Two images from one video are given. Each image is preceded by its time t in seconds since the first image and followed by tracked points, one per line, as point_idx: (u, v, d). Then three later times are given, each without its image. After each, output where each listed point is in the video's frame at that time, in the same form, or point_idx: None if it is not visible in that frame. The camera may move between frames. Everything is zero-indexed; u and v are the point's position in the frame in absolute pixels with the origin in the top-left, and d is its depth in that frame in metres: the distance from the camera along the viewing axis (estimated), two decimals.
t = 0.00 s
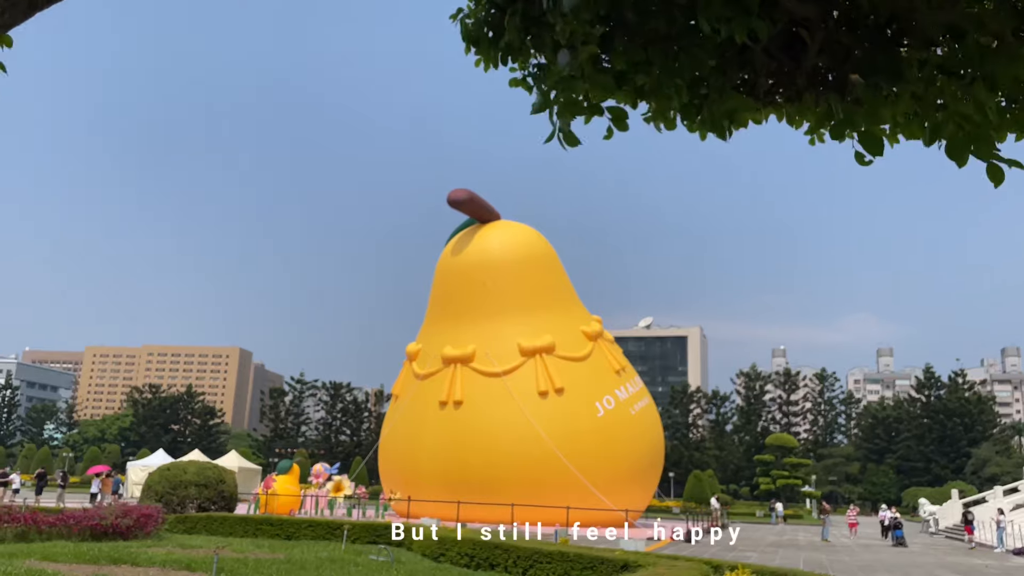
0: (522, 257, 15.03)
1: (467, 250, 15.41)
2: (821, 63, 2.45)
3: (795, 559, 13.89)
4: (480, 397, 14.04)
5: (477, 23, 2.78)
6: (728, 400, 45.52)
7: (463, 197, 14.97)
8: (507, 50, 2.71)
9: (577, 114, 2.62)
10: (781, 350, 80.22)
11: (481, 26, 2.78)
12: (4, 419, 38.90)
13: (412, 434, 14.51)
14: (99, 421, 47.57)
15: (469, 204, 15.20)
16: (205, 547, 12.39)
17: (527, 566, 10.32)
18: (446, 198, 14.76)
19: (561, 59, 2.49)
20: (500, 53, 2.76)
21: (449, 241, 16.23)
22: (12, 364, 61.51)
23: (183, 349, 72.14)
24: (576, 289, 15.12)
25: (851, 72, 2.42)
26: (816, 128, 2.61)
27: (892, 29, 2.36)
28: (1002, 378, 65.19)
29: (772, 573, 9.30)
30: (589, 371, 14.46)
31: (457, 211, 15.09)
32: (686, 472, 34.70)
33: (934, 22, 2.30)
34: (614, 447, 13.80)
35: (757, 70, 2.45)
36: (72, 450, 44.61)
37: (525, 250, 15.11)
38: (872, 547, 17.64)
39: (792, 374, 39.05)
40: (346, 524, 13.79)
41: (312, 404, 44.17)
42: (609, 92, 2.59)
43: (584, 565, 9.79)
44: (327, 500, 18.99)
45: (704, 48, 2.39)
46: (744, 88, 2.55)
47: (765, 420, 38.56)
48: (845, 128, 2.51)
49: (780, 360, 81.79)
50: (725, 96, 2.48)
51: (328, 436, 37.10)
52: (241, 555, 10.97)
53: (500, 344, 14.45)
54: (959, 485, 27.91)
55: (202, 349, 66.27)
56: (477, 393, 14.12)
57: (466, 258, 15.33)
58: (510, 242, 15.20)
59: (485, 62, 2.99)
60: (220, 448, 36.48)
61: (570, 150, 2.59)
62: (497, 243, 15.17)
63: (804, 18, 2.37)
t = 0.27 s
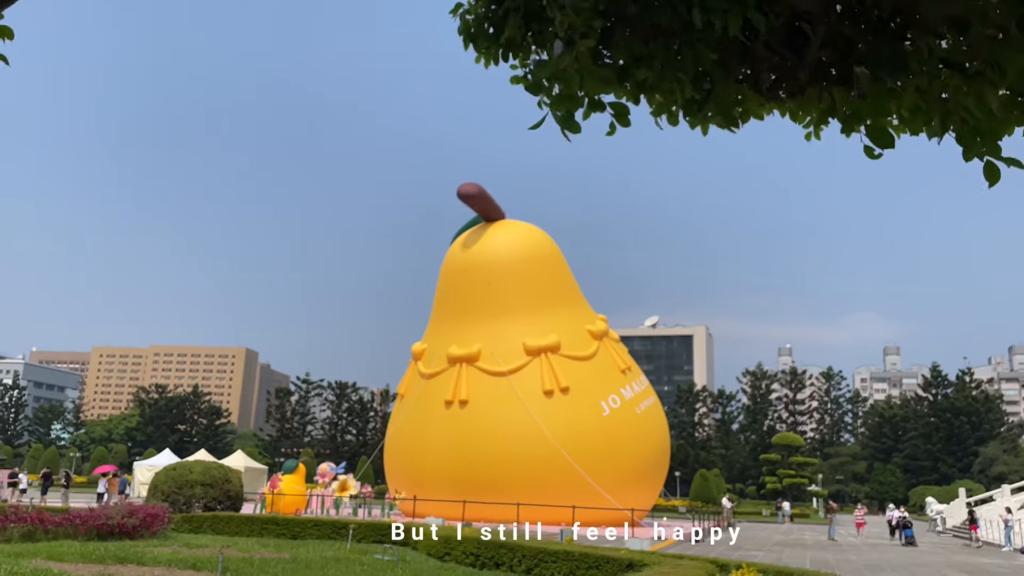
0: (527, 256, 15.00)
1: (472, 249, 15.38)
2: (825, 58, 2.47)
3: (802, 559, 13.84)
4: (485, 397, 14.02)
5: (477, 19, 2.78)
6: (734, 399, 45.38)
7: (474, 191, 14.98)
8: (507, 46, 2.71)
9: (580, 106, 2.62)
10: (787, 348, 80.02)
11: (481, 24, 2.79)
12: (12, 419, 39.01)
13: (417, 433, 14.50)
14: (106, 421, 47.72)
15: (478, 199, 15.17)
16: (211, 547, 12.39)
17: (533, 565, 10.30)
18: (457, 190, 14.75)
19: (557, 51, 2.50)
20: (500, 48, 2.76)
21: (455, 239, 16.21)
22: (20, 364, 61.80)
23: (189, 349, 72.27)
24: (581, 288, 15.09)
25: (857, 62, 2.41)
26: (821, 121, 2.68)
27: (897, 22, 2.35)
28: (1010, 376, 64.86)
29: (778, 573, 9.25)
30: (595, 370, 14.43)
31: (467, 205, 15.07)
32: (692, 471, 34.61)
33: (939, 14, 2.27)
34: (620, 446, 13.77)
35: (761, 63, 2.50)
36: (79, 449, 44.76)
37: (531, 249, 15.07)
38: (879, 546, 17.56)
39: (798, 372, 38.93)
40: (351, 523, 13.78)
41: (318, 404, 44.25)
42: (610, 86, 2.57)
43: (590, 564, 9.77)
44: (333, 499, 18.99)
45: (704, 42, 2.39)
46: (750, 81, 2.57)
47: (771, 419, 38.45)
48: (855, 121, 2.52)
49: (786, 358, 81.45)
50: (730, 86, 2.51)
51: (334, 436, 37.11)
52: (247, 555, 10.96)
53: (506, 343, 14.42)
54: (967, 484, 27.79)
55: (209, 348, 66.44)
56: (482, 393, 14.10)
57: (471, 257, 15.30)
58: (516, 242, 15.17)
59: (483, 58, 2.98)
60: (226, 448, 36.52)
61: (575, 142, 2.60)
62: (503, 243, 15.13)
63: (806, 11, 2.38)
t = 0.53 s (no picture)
0: (533, 255, 14.98)
1: (478, 248, 15.37)
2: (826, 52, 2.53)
3: (809, 557, 13.79)
4: (492, 396, 14.01)
5: (478, 16, 2.77)
6: (741, 397, 45.22)
7: (483, 185, 14.99)
8: (509, 42, 2.71)
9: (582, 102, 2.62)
10: (794, 347, 79.74)
11: (481, 22, 2.78)
12: (21, 420, 39.15)
13: (424, 433, 14.49)
14: (113, 421, 47.87)
15: (486, 195, 15.18)
16: (218, 546, 12.42)
17: (539, 564, 10.29)
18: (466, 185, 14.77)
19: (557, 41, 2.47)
20: (500, 45, 2.75)
21: (461, 238, 16.22)
22: (27, 364, 62.04)
23: (196, 350, 72.40)
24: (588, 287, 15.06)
25: (861, 55, 2.47)
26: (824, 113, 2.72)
27: (899, 16, 2.40)
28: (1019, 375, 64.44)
29: (785, 571, 9.22)
30: (601, 369, 14.40)
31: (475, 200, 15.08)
32: (699, 470, 34.45)
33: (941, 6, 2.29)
34: (626, 445, 13.74)
35: (763, 58, 2.50)
36: (87, 450, 44.90)
37: (536, 249, 15.05)
38: (887, 545, 17.50)
39: (805, 371, 38.77)
40: (358, 523, 13.78)
41: (324, 404, 44.25)
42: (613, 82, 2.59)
43: (596, 563, 9.76)
44: (339, 499, 19.01)
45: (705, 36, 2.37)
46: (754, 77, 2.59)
47: (778, 418, 38.30)
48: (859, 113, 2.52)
49: (793, 357, 81.07)
50: (731, 81, 2.45)
51: (341, 436, 37.12)
52: (254, 554, 10.98)
53: (512, 342, 14.41)
54: (975, 482, 27.64)
55: (215, 349, 66.56)
56: (488, 392, 14.10)
57: (476, 257, 15.28)
58: (521, 241, 15.15)
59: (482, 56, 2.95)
60: (233, 448, 36.58)
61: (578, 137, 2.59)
62: (508, 242, 15.12)
63: (807, 6, 2.42)
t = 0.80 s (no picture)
0: (539, 255, 14.96)
1: (484, 248, 15.35)
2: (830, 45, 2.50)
3: (817, 556, 13.73)
4: (498, 395, 14.01)
5: (479, 12, 2.76)
6: (749, 396, 45.09)
7: (490, 183, 14.98)
8: (510, 37, 2.71)
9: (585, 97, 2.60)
10: (802, 346, 79.50)
11: (481, 19, 2.77)
12: (30, 420, 39.34)
13: (430, 432, 14.49)
14: (122, 421, 48.11)
15: (492, 192, 15.18)
16: (225, 545, 12.47)
17: (546, 563, 10.27)
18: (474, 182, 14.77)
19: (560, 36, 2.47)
20: (501, 41, 2.74)
21: (467, 237, 16.21)
22: (38, 365, 62.44)
23: (205, 350, 72.69)
24: (594, 285, 15.03)
25: (866, 46, 2.45)
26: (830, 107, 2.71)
27: (906, 7, 2.38)
28: None
29: (792, 570, 9.17)
30: (607, 368, 14.38)
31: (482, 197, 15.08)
32: (706, 469, 34.35)
33: None
34: (633, 444, 13.72)
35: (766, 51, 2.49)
36: (96, 450, 45.14)
37: (542, 248, 15.03)
38: (895, 544, 17.40)
39: (813, 369, 38.63)
40: (365, 522, 13.79)
41: (332, 404, 44.35)
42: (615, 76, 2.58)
43: (603, 561, 9.75)
44: (347, 499, 19.04)
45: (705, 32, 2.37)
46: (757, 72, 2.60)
47: (786, 417, 38.17)
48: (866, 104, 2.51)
49: (801, 355, 80.80)
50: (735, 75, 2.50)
51: (348, 436, 37.16)
52: (261, 553, 11.01)
53: (518, 342, 14.40)
54: (984, 481, 27.46)
55: (223, 349, 66.83)
56: (495, 391, 14.09)
57: (482, 256, 15.28)
58: (527, 240, 15.13)
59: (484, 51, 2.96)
60: (241, 448, 36.67)
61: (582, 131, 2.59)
62: (514, 241, 15.11)
63: None
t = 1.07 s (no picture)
0: (545, 254, 14.93)
1: (490, 247, 15.34)
2: (836, 40, 2.49)
3: (824, 556, 13.66)
4: (505, 394, 13.99)
5: (480, 9, 2.74)
6: (755, 395, 44.94)
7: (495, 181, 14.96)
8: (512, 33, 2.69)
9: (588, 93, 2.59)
10: (808, 344, 79.29)
11: (483, 16, 2.75)
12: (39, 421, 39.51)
13: (436, 431, 14.49)
14: (130, 421, 48.33)
15: (497, 190, 15.16)
16: (232, 545, 12.48)
17: (552, 562, 10.23)
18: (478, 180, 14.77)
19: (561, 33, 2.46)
20: (503, 37, 2.71)
21: (473, 236, 16.20)
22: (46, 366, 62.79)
23: (212, 351, 72.91)
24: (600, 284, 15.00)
25: (873, 40, 2.42)
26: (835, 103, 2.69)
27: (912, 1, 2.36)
28: None
29: (800, 570, 9.12)
30: (613, 367, 14.34)
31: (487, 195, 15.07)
32: (713, 468, 34.24)
33: None
34: (640, 443, 13.68)
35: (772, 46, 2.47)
36: (104, 450, 45.33)
37: (548, 247, 15.00)
38: (904, 542, 17.29)
39: (820, 368, 38.47)
40: (371, 522, 13.78)
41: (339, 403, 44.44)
42: (617, 72, 2.56)
43: (609, 561, 9.72)
44: (354, 498, 19.04)
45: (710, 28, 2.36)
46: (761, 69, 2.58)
47: (793, 416, 38.04)
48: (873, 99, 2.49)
49: (808, 353, 80.57)
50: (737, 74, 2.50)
51: (355, 435, 37.19)
52: (267, 552, 11.01)
53: (524, 341, 14.38)
54: (993, 480, 27.31)
55: (230, 349, 67.04)
56: (502, 390, 14.07)
57: (487, 255, 15.25)
58: (533, 239, 15.11)
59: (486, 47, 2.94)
60: (248, 448, 36.74)
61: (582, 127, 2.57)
62: (520, 240, 15.09)
63: None
